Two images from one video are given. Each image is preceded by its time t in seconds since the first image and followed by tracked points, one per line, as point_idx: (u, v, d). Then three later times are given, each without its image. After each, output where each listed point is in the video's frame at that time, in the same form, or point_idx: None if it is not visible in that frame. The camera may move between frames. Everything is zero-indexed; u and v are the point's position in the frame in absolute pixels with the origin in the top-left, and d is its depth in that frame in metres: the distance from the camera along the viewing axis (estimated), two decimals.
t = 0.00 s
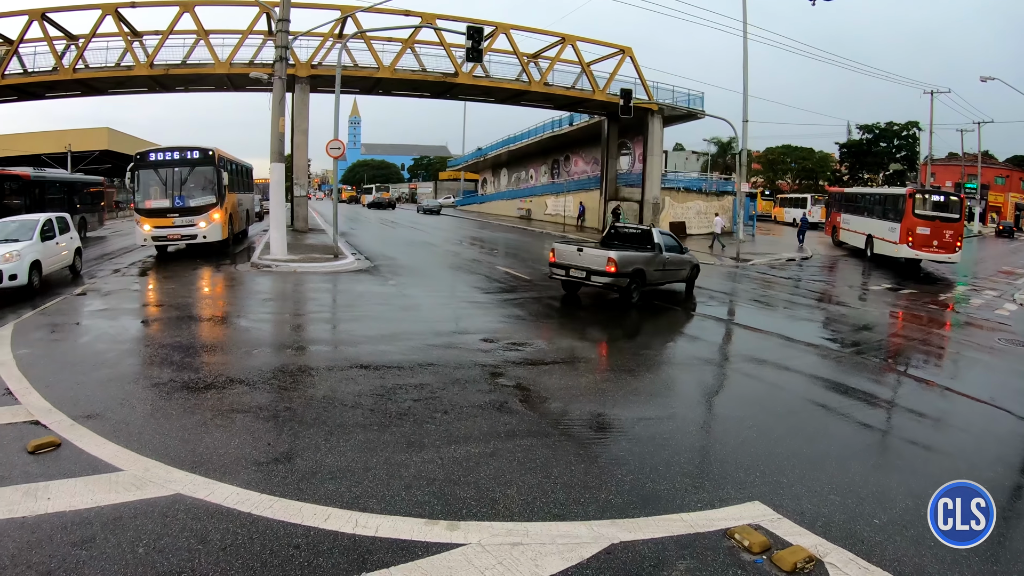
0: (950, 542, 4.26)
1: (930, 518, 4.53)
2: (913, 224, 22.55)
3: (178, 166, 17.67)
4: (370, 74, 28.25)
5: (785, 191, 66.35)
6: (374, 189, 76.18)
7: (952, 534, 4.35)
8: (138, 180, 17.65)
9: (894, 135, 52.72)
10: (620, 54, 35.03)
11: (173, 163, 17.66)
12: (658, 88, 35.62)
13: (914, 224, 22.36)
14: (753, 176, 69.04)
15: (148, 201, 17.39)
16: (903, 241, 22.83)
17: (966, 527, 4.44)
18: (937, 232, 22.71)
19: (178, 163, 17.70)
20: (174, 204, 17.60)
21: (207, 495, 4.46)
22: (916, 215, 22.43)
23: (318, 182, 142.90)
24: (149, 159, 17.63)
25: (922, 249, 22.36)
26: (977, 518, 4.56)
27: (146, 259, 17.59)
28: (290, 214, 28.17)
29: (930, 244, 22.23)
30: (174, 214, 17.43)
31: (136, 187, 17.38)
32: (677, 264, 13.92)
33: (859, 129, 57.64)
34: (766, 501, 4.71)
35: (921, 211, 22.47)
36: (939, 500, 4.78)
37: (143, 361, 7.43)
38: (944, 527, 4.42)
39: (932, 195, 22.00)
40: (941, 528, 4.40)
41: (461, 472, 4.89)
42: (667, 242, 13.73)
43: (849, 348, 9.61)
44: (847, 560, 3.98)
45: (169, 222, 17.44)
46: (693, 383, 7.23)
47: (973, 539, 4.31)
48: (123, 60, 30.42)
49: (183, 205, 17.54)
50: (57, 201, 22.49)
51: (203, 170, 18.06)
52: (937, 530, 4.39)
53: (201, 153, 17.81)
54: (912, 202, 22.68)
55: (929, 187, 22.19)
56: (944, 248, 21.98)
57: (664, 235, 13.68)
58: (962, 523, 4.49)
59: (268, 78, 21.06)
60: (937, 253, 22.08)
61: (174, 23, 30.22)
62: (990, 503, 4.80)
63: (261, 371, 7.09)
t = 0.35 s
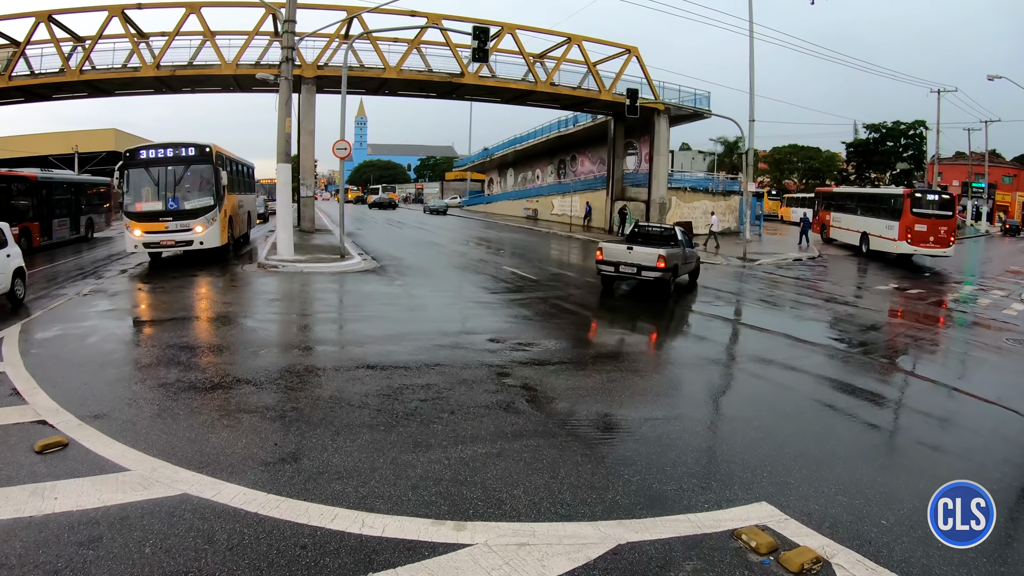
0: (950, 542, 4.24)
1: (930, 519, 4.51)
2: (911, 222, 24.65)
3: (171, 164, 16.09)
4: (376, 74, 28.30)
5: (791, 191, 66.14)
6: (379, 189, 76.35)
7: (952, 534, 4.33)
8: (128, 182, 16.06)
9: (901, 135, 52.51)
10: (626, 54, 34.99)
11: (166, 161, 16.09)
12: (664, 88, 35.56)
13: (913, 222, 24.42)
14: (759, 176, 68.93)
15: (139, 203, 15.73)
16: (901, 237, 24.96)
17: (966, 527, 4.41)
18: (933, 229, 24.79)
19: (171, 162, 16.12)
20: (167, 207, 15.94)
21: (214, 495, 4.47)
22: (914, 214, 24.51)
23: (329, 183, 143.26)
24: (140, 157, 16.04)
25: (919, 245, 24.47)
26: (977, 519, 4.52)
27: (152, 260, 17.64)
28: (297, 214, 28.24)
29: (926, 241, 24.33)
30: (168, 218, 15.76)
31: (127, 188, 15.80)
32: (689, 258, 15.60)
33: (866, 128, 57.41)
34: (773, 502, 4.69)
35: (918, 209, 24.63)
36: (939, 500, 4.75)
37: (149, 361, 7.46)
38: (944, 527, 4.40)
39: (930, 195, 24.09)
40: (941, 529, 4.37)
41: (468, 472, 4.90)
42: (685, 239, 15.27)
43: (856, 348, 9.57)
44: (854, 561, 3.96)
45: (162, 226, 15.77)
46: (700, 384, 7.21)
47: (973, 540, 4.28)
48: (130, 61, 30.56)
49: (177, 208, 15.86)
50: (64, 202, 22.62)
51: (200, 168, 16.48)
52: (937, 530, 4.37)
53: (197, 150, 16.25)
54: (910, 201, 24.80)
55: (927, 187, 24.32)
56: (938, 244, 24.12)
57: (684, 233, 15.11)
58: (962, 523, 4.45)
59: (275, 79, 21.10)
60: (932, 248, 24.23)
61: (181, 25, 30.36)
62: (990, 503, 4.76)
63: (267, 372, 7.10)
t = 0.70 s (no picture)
0: (950, 542, 4.23)
1: (930, 519, 4.49)
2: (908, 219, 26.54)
3: (163, 160, 14.54)
4: (383, 74, 28.33)
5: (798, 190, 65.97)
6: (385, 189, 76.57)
7: (952, 534, 4.32)
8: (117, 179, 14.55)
9: (908, 134, 52.29)
10: (633, 53, 34.93)
11: (158, 158, 14.53)
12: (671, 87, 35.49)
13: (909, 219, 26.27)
14: (766, 175, 68.80)
15: (128, 204, 14.29)
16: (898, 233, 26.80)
17: (966, 527, 4.39)
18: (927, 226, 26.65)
19: (164, 157, 14.57)
20: (160, 208, 14.46)
21: (220, 494, 4.47)
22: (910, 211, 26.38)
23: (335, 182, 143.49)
24: (129, 153, 14.50)
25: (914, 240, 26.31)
26: (977, 518, 4.51)
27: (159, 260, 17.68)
28: (304, 214, 28.32)
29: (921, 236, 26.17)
30: (160, 221, 14.29)
31: (115, 187, 14.30)
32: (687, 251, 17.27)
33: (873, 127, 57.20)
34: (780, 502, 4.68)
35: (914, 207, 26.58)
36: (939, 500, 4.74)
37: (156, 361, 7.47)
38: (944, 527, 4.39)
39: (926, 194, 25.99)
40: (941, 529, 4.36)
41: (475, 472, 4.89)
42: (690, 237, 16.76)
43: (863, 348, 9.53)
44: (861, 562, 3.94)
45: (154, 231, 14.32)
46: (707, 384, 7.19)
47: (972, 540, 4.27)
48: (137, 62, 30.69)
49: (170, 209, 14.38)
50: (71, 201, 22.71)
51: (196, 164, 14.91)
52: (937, 530, 4.36)
53: (192, 145, 14.66)
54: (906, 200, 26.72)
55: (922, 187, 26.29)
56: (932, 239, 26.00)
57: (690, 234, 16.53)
58: (962, 523, 4.44)
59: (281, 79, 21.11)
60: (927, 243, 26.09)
61: (187, 25, 30.47)
62: (990, 503, 4.75)
63: (274, 371, 7.11)
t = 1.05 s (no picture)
0: (951, 542, 4.23)
1: (930, 518, 4.50)
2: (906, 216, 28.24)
3: (161, 155, 13.19)
4: (392, 74, 28.38)
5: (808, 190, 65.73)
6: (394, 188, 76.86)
7: (952, 534, 4.32)
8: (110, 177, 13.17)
9: (918, 133, 51.96)
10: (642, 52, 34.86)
11: (155, 152, 13.17)
12: (681, 87, 35.41)
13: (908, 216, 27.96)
14: (776, 175, 68.63)
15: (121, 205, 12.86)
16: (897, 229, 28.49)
17: (966, 527, 4.41)
18: (924, 223, 28.34)
19: (162, 151, 13.20)
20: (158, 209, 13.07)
21: (229, 492, 4.49)
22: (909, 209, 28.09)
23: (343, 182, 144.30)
24: (123, 146, 13.10)
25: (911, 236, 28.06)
26: (977, 518, 4.52)
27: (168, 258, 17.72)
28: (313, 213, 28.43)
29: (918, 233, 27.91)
30: (159, 224, 12.90)
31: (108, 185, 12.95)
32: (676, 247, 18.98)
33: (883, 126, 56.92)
34: (789, 503, 4.65)
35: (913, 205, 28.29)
36: (939, 500, 4.74)
37: (166, 359, 7.51)
38: (945, 527, 4.39)
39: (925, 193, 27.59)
40: (941, 528, 4.37)
41: (484, 471, 4.89)
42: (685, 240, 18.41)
43: (873, 348, 9.49)
44: (870, 563, 3.92)
45: (151, 234, 12.88)
46: (716, 383, 7.17)
47: (973, 540, 4.28)
48: (147, 62, 30.88)
49: (169, 210, 12.97)
50: (80, 201, 22.86)
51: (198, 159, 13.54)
52: (937, 530, 4.36)
53: (191, 136, 13.34)
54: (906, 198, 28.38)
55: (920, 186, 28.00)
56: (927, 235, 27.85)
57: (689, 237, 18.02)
58: (962, 523, 4.46)
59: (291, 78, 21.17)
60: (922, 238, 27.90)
61: (196, 25, 30.63)
62: (991, 503, 4.76)
63: (283, 370, 7.13)
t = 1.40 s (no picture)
0: (950, 542, 4.24)
1: (931, 518, 4.52)
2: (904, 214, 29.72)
3: (165, 148, 12.37)
4: (401, 73, 28.41)
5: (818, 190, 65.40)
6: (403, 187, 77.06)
7: (952, 534, 4.33)
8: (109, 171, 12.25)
9: (929, 133, 51.57)
10: (652, 52, 34.78)
11: (159, 144, 12.35)
12: (691, 86, 35.27)
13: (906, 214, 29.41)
14: (786, 175, 68.31)
15: (122, 204, 12.01)
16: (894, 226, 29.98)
17: (966, 527, 4.43)
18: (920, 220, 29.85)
19: (166, 142, 12.38)
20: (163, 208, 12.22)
21: (238, 490, 4.50)
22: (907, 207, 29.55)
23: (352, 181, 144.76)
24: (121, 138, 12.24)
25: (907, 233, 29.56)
26: (977, 518, 4.55)
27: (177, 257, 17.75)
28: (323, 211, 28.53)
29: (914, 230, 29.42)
30: (165, 225, 12.10)
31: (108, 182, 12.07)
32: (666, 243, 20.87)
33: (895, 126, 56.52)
34: (798, 504, 4.63)
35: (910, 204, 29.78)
36: (939, 500, 4.77)
37: (176, 357, 7.54)
38: (945, 527, 4.40)
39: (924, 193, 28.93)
40: (941, 528, 4.38)
41: (492, 471, 4.89)
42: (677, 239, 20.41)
43: (883, 349, 9.43)
44: (879, 566, 3.89)
45: (156, 236, 12.05)
46: (726, 384, 7.15)
47: (973, 539, 4.30)
48: (158, 61, 31.05)
49: (176, 209, 12.16)
50: (90, 199, 22.96)
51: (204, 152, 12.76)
52: (938, 530, 4.37)
53: (198, 126, 12.56)
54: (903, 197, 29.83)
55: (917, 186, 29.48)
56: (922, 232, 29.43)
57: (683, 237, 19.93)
58: (962, 523, 4.48)
59: (302, 78, 21.20)
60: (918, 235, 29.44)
61: (207, 25, 30.76)
62: (990, 503, 4.78)
63: (292, 368, 7.15)
